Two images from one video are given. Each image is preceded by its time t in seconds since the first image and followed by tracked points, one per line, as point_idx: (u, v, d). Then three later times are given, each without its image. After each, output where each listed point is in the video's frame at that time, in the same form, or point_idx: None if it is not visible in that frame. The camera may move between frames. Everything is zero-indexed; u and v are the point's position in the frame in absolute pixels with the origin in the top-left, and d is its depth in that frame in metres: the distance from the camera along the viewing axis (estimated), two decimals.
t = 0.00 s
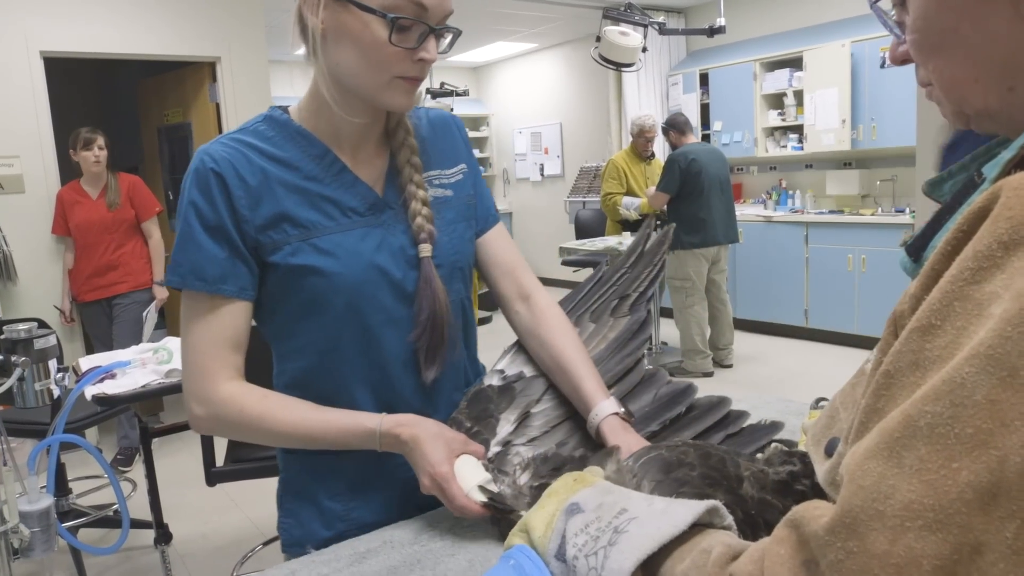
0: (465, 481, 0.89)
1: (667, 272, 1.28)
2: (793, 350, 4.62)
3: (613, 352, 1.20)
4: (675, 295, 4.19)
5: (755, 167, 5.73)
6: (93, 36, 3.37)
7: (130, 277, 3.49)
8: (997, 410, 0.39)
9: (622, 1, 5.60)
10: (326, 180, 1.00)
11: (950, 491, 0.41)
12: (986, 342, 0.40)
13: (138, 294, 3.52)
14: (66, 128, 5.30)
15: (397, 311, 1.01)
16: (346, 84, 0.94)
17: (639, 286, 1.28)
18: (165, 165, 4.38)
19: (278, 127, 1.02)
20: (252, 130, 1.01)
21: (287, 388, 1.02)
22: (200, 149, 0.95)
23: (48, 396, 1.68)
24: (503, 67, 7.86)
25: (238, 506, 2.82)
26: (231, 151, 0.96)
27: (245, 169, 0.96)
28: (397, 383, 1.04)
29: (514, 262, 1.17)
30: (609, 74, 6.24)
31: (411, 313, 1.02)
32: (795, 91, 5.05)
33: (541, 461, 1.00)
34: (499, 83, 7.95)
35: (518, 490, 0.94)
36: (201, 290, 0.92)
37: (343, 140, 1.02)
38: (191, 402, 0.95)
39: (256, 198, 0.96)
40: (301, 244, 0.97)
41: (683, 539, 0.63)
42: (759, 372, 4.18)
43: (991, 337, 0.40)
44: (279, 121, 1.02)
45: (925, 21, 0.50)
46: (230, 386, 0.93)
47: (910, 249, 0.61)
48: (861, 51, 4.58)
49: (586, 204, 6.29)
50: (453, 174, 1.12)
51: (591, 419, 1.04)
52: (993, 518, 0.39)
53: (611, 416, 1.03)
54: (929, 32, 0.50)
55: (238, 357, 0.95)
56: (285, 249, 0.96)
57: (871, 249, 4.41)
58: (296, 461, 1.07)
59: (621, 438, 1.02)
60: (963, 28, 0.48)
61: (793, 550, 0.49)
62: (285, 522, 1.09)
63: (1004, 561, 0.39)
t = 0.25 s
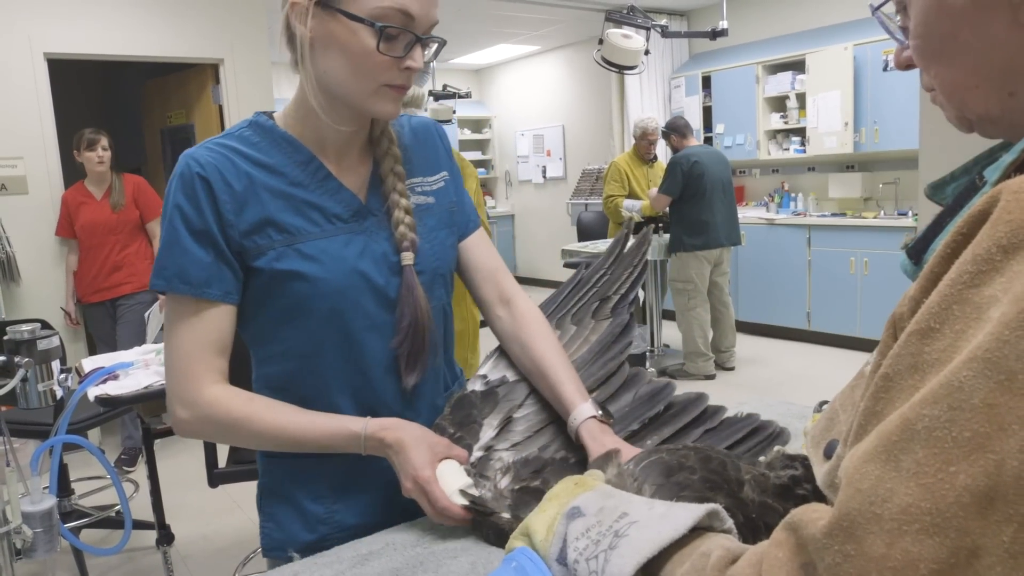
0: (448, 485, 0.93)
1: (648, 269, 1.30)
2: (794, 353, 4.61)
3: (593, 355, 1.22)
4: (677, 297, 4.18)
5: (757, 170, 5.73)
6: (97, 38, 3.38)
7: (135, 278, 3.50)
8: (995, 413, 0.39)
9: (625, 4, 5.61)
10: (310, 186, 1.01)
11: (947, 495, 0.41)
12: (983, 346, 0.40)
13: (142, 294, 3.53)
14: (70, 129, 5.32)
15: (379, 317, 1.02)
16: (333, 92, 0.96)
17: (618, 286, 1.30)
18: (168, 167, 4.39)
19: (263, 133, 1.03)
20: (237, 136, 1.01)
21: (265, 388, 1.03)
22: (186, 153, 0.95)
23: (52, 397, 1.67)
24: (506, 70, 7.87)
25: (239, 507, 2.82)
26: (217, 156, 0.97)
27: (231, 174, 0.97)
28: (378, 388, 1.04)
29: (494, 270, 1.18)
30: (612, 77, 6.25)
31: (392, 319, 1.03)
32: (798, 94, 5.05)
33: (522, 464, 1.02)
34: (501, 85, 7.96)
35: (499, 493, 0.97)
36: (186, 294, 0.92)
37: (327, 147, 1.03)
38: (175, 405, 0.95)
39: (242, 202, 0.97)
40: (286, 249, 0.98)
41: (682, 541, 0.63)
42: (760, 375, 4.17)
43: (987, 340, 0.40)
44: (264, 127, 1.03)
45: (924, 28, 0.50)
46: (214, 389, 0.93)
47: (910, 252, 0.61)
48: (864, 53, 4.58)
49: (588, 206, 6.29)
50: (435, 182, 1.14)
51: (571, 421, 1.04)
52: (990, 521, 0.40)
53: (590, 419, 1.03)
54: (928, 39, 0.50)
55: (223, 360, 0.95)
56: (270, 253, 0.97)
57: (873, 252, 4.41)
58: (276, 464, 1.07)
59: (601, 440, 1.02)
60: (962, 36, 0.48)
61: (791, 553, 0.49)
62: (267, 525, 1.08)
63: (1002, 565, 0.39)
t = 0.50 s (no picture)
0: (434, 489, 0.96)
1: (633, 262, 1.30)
2: (795, 351, 4.61)
3: (581, 357, 1.23)
4: (678, 295, 4.18)
5: (758, 167, 5.72)
6: (96, 37, 3.37)
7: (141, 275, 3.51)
8: (985, 412, 0.39)
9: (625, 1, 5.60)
10: (300, 187, 1.01)
11: (937, 494, 0.40)
12: (972, 344, 0.40)
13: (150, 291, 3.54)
14: (70, 128, 5.31)
15: (367, 317, 1.02)
16: (324, 96, 0.96)
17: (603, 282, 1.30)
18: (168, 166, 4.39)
19: (254, 134, 1.03)
20: (230, 137, 1.01)
21: (253, 385, 1.03)
22: (180, 153, 0.95)
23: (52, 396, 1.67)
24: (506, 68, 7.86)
25: (240, 506, 2.82)
26: (210, 156, 0.97)
27: (222, 174, 0.97)
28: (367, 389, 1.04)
29: (482, 272, 1.18)
30: (612, 75, 6.24)
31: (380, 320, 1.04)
32: (798, 91, 5.04)
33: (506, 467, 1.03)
34: (501, 83, 7.95)
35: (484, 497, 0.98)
36: (178, 292, 0.92)
37: (318, 149, 1.03)
38: (167, 402, 0.95)
39: (233, 202, 0.97)
40: (276, 250, 0.98)
41: (680, 541, 0.63)
42: (760, 373, 4.17)
43: (977, 339, 0.40)
44: (256, 128, 1.03)
45: (919, 26, 0.50)
46: (207, 386, 0.93)
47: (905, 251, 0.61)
48: (865, 51, 4.57)
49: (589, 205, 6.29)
50: (423, 185, 1.14)
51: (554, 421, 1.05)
52: (981, 520, 0.39)
53: (569, 420, 1.04)
54: (923, 36, 0.50)
55: (214, 358, 0.95)
56: (260, 253, 0.97)
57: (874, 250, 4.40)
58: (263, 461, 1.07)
59: (580, 441, 1.02)
60: (957, 33, 0.48)
61: (784, 553, 0.49)
62: (254, 520, 1.08)
63: (991, 563, 0.40)
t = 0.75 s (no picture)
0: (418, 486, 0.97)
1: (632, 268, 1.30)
2: (792, 351, 4.61)
3: (578, 361, 1.23)
4: (674, 295, 4.18)
5: (755, 168, 5.73)
6: (93, 37, 3.37)
7: (146, 275, 3.54)
8: (972, 416, 0.39)
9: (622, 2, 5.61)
10: (303, 187, 1.02)
11: (924, 498, 0.41)
12: (960, 349, 0.40)
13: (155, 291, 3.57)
14: (67, 128, 5.31)
15: (366, 314, 1.02)
16: (323, 98, 0.96)
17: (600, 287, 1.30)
18: (165, 166, 4.39)
19: (258, 136, 1.03)
20: (234, 139, 1.02)
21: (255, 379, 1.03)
22: (186, 154, 0.95)
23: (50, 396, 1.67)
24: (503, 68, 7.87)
25: (238, 505, 2.82)
26: (215, 157, 0.97)
27: (228, 175, 0.97)
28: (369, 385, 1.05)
29: (479, 270, 1.19)
30: (609, 75, 6.25)
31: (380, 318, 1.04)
32: (795, 92, 5.05)
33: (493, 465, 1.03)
34: (498, 83, 7.96)
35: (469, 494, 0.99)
36: (188, 289, 0.93)
37: (319, 149, 1.03)
38: (183, 390, 0.97)
39: (237, 202, 0.97)
40: (279, 248, 0.98)
41: (673, 542, 0.63)
42: (758, 373, 4.18)
43: (965, 344, 0.40)
44: (261, 130, 1.03)
45: (910, 28, 0.50)
46: (222, 375, 0.95)
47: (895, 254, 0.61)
48: (861, 52, 4.58)
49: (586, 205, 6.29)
50: (423, 184, 1.14)
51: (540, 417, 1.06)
52: (968, 523, 0.40)
53: (556, 419, 1.04)
54: (914, 38, 0.50)
55: (227, 350, 0.96)
56: (263, 252, 0.97)
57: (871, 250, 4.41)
58: (269, 448, 1.08)
59: (565, 440, 1.02)
60: (949, 34, 0.48)
61: (775, 556, 0.49)
62: (257, 507, 1.08)
63: (978, 567, 0.40)
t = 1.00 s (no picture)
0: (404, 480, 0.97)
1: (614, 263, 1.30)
2: (790, 343, 4.62)
3: (558, 359, 1.23)
4: (673, 287, 4.17)
5: (753, 160, 5.72)
6: (89, 28, 3.35)
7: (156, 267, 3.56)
8: (959, 406, 0.39)
9: None
10: (310, 175, 1.04)
11: (911, 487, 0.41)
12: (948, 339, 0.40)
13: (164, 282, 3.60)
14: (63, 121, 5.29)
15: (372, 298, 1.05)
16: (327, 89, 0.97)
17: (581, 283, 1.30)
18: (162, 157, 4.37)
19: (268, 127, 1.05)
20: (245, 130, 1.04)
21: (267, 357, 1.07)
22: (197, 146, 0.98)
23: (47, 387, 1.67)
24: (501, 61, 7.85)
25: (237, 497, 2.82)
26: (226, 148, 1.00)
27: (238, 165, 1.00)
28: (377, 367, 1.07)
29: (482, 254, 1.19)
30: (608, 67, 6.23)
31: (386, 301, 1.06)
32: (795, 84, 5.03)
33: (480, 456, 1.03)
34: (497, 75, 7.94)
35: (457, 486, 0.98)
36: (202, 274, 0.97)
37: (326, 139, 1.05)
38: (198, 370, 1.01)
39: (246, 190, 1.00)
40: (286, 234, 1.01)
41: (667, 531, 0.63)
42: (756, 365, 4.18)
43: (954, 332, 0.40)
44: (271, 121, 1.06)
45: (903, 17, 0.50)
46: (230, 358, 0.98)
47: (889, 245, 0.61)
48: (861, 44, 4.57)
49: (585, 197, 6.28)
50: (429, 172, 1.15)
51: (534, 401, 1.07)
52: (955, 512, 0.40)
53: (546, 404, 1.05)
54: (908, 27, 0.50)
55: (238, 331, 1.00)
56: (272, 238, 1.00)
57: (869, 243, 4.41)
58: (283, 423, 1.10)
59: (554, 425, 1.03)
60: (941, 23, 0.48)
61: (765, 546, 0.49)
62: (270, 479, 1.11)
63: (966, 556, 0.40)
